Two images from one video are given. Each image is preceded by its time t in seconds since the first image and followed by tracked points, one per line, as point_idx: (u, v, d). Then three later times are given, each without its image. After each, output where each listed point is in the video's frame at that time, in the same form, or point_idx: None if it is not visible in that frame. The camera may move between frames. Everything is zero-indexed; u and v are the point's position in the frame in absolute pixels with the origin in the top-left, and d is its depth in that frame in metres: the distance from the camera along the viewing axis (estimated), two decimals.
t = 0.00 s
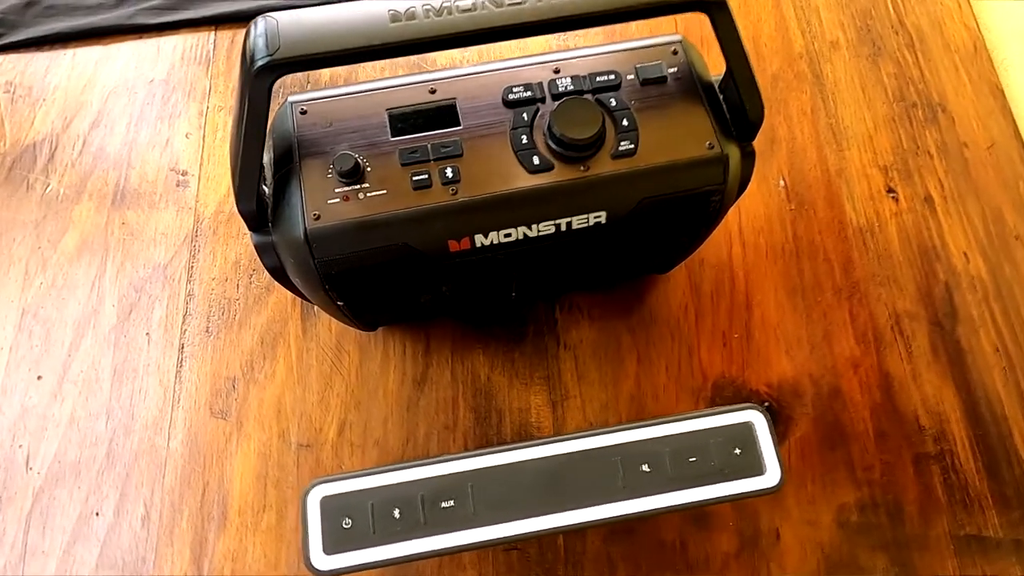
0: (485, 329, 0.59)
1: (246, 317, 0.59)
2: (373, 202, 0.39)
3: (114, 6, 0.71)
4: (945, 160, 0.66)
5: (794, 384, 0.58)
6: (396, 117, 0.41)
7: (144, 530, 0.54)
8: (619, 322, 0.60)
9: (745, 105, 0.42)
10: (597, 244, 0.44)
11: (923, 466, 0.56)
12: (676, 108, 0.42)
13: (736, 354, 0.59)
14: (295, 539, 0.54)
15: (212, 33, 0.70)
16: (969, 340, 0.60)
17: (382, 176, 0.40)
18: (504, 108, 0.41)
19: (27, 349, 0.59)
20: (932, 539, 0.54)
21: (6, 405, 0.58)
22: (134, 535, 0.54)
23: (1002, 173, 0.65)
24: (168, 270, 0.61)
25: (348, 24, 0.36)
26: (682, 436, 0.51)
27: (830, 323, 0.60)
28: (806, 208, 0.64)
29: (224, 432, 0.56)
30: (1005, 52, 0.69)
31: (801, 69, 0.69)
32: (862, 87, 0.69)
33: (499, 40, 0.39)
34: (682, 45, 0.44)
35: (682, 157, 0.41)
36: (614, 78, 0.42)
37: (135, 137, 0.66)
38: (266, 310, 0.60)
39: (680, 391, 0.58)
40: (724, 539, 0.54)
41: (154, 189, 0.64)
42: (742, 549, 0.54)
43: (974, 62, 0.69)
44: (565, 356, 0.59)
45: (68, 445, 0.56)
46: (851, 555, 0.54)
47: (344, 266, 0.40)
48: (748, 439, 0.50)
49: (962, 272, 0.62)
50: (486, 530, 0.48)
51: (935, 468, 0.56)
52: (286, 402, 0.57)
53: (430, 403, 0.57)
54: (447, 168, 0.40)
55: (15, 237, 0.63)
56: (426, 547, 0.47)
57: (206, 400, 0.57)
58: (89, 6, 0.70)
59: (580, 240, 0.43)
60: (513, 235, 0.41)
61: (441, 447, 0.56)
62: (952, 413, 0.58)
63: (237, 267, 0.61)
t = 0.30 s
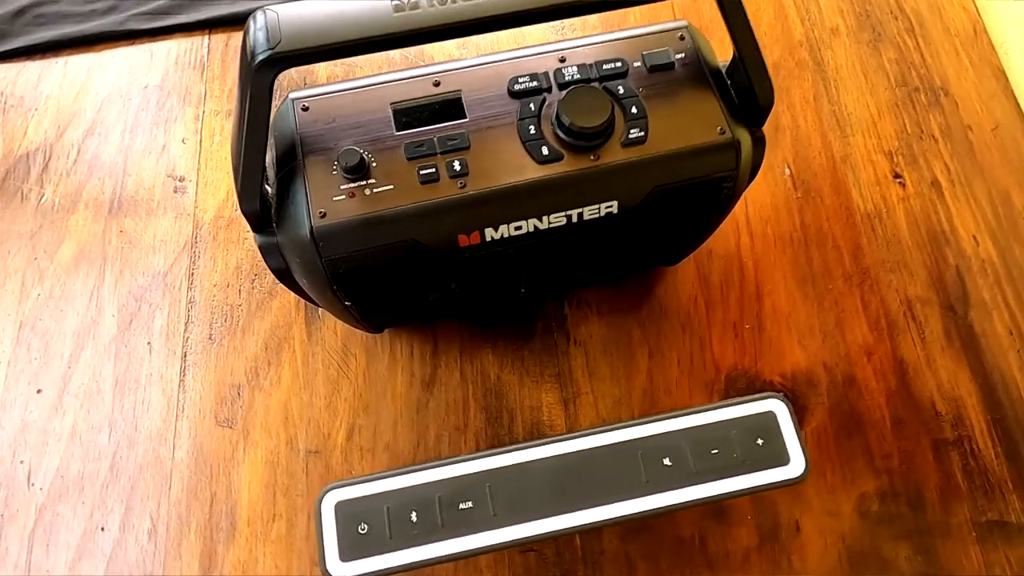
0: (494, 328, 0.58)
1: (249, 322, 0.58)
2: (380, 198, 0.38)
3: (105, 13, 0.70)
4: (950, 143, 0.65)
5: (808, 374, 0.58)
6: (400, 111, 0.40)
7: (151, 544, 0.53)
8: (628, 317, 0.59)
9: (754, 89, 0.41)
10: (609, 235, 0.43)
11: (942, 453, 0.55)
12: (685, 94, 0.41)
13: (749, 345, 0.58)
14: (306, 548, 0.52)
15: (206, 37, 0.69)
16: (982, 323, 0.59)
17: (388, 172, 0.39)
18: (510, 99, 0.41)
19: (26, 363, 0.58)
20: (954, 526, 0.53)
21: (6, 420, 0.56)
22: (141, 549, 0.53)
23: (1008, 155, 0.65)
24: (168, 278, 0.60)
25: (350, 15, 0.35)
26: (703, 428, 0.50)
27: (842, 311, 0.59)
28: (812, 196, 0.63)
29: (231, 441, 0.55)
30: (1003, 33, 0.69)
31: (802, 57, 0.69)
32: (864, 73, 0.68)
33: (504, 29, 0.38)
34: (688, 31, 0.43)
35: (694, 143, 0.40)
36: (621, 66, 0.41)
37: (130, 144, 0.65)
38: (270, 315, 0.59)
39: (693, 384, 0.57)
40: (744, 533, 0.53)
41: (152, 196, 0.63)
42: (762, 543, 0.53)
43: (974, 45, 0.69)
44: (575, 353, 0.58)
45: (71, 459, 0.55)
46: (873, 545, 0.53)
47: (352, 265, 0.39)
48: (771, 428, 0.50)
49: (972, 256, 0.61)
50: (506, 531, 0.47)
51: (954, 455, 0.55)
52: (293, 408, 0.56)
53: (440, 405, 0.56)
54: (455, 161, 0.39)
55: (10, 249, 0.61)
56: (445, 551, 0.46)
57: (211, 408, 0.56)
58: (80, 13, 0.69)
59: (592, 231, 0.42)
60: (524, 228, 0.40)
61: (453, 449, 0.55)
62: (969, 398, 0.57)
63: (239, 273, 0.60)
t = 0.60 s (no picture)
0: (500, 328, 0.57)
1: (250, 330, 0.57)
2: (384, 195, 0.38)
3: (94, 22, 0.68)
4: (951, 127, 0.65)
5: (820, 363, 0.57)
6: (401, 107, 0.39)
7: (157, 561, 0.51)
8: (636, 312, 0.58)
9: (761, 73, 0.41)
10: (617, 227, 0.42)
11: (958, 438, 0.55)
12: (691, 80, 0.40)
13: (759, 337, 0.58)
14: (316, 559, 0.51)
15: (197, 43, 0.68)
16: (992, 306, 0.59)
17: (391, 169, 0.38)
18: (513, 91, 0.40)
19: (21, 380, 0.56)
20: (974, 513, 0.53)
21: (3, 439, 0.55)
22: (146, 567, 0.51)
23: (1010, 137, 0.65)
24: (165, 288, 0.59)
25: (348, 7, 0.35)
26: (722, 420, 0.49)
27: (851, 299, 0.59)
28: (816, 184, 0.63)
29: (235, 453, 0.54)
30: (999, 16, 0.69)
31: (799, 46, 0.68)
32: (862, 60, 0.68)
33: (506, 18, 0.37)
34: (691, 17, 0.42)
35: (703, 130, 0.39)
36: (624, 54, 0.40)
37: (123, 153, 0.64)
38: (271, 322, 0.57)
39: (704, 378, 0.56)
40: (762, 527, 0.52)
41: (146, 205, 0.62)
42: (781, 537, 0.52)
43: (971, 29, 0.69)
44: (583, 350, 0.57)
45: (71, 476, 0.54)
46: (893, 535, 0.52)
47: (357, 265, 0.38)
48: (791, 418, 0.49)
49: (979, 239, 0.61)
50: (524, 534, 0.46)
51: (971, 440, 0.55)
52: (298, 416, 0.54)
53: (448, 407, 0.55)
54: (459, 155, 0.38)
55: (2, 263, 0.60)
56: (463, 556, 0.45)
57: (214, 419, 0.55)
58: (68, 22, 0.68)
59: (601, 223, 0.41)
60: (532, 222, 0.39)
61: (463, 452, 0.54)
62: (983, 382, 0.56)
63: (238, 280, 0.59)
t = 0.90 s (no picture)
0: (506, 329, 0.56)
1: (250, 340, 0.56)
2: (387, 193, 0.36)
3: (79, 32, 0.67)
4: (951, 111, 0.65)
5: (831, 352, 0.56)
6: (401, 103, 0.38)
7: None
8: (643, 307, 0.57)
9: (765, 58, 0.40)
10: (625, 219, 0.42)
11: (974, 423, 0.54)
12: (696, 66, 0.40)
13: (768, 328, 0.57)
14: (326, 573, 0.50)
15: (186, 51, 0.67)
16: (1001, 288, 0.58)
17: (393, 166, 0.37)
18: (515, 83, 0.39)
19: (15, 401, 0.55)
20: (994, 497, 0.52)
21: None
22: None
23: (1010, 118, 0.64)
24: (161, 300, 0.57)
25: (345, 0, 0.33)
26: (742, 412, 0.48)
27: (860, 286, 0.58)
28: (818, 171, 0.62)
29: (239, 466, 0.52)
30: None
31: (794, 34, 0.68)
32: (858, 47, 0.67)
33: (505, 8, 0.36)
34: (692, 4, 0.42)
35: (711, 117, 0.39)
36: (626, 43, 0.40)
37: (113, 164, 0.62)
38: (271, 331, 0.56)
39: (714, 371, 0.55)
40: (781, 521, 0.51)
41: (139, 216, 0.60)
42: (801, 530, 0.51)
43: (965, 12, 0.68)
44: (592, 348, 0.56)
45: (69, 497, 0.52)
46: (914, 524, 0.51)
47: (361, 267, 0.37)
48: (812, 407, 0.48)
49: (983, 222, 0.60)
50: (544, 537, 0.45)
51: (986, 424, 0.54)
52: (302, 427, 0.53)
53: (456, 412, 0.54)
54: (462, 150, 0.37)
55: None
56: (481, 563, 0.44)
57: (216, 433, 0.53)
58: (53, 33, 0.67)
59: (608, 216, 0.40)
60: (539, 216, 0.38)
61: (473, 457, 0.53)
62: (995, 365, 0.56)
63: (236, 290, 0.57)
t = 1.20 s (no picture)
0: (512, 325, 0.55)
1: (248, 347, 0.54)
2: (388, 184, 0.35)
3: (59, 39, 0.66)
4: (949, 88, 0.64)
5: (842, 334, 0.55)
6: (398, 91, 0.37)
7: None
8: (650, 297, 0.56)
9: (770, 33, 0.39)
10: (634, 203, 0.40)
11: (990, 400, 0.53)
12: (700, 44, 0.38)
13: (778, 313, 0.56)
14: None
15: (171, 54, 0.65)
16: (1009, 264, 0.57)
17: (393, 155, 0.36)
18: (515, 67, 0.38)
19: (5, 419, 0.53)
20: (1014, 475, 0.51)
21: None
22: None
23: (1008, 92, 0.64)
24: (154, 309, 0.56)
25: None
26: (764, 396, 0.47)
27: (868, 267, 0.57)
28: (820, 153, 0.61)
29: (242, 476, 0.50)
30: None
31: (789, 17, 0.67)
32: (853, 27, 0.67)
33: None
34: None
35: (718, 95, 0.38)
36: (628, 22, 0.38)
37: (99, 172, 0.61)
38: (270, 337, 0.54)
39: (726, 359, 0.54)
40: (801, 508, 0.50)
41: (128, 224, 0.59)
42: (821, 516, 0.50)
43: None
44: (599, 340, 0.55)
45: (66, 517, 0.50)
46: (935, 505, 0.50)
47: (364, 261, 0.36)
48: (835, 388, 0.47)
49: (988, 197, 0.60)
50: (566, 533, 0.43)
51: (1002, 401, 0.53)
52: (306, 433, 0.51)
53: (464, 411, 0.52)
54: (465, 137, 0.36)
55: None
56: (502, 563, 0.43)
57: (217, 443, 0.51)
58: (33, 41, 0.65)
59: (617, 200, 0.39)
60: (546, 202, 0.37)
61: (483, 457, 0.51)
62: (1008, 341, 0.55)
63: (232, 295, 0.56)
